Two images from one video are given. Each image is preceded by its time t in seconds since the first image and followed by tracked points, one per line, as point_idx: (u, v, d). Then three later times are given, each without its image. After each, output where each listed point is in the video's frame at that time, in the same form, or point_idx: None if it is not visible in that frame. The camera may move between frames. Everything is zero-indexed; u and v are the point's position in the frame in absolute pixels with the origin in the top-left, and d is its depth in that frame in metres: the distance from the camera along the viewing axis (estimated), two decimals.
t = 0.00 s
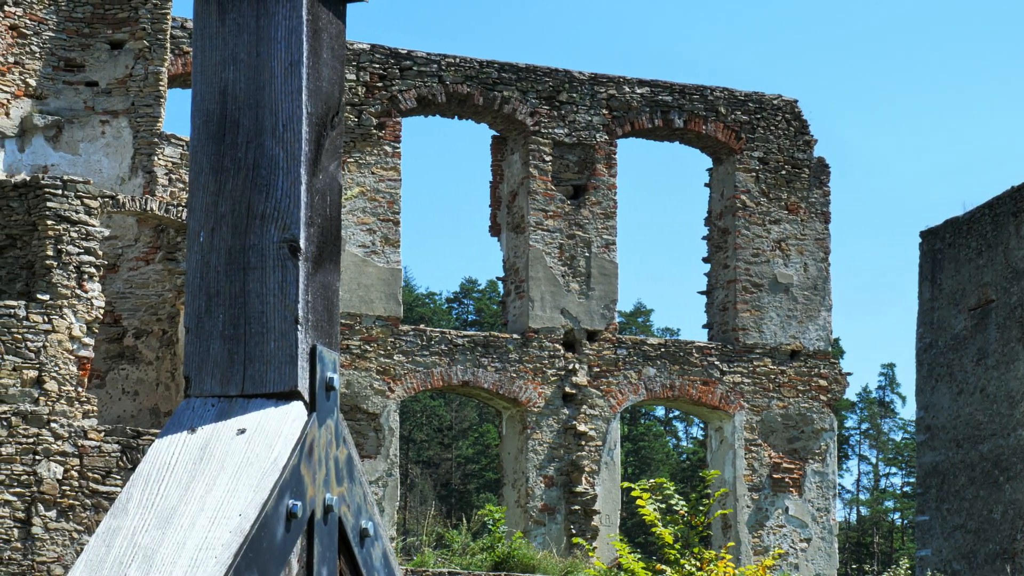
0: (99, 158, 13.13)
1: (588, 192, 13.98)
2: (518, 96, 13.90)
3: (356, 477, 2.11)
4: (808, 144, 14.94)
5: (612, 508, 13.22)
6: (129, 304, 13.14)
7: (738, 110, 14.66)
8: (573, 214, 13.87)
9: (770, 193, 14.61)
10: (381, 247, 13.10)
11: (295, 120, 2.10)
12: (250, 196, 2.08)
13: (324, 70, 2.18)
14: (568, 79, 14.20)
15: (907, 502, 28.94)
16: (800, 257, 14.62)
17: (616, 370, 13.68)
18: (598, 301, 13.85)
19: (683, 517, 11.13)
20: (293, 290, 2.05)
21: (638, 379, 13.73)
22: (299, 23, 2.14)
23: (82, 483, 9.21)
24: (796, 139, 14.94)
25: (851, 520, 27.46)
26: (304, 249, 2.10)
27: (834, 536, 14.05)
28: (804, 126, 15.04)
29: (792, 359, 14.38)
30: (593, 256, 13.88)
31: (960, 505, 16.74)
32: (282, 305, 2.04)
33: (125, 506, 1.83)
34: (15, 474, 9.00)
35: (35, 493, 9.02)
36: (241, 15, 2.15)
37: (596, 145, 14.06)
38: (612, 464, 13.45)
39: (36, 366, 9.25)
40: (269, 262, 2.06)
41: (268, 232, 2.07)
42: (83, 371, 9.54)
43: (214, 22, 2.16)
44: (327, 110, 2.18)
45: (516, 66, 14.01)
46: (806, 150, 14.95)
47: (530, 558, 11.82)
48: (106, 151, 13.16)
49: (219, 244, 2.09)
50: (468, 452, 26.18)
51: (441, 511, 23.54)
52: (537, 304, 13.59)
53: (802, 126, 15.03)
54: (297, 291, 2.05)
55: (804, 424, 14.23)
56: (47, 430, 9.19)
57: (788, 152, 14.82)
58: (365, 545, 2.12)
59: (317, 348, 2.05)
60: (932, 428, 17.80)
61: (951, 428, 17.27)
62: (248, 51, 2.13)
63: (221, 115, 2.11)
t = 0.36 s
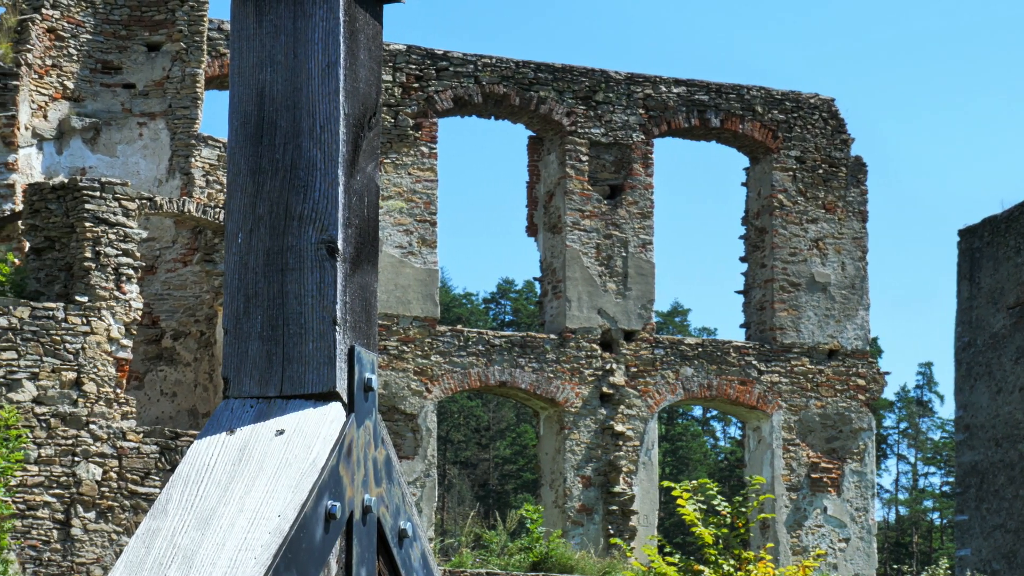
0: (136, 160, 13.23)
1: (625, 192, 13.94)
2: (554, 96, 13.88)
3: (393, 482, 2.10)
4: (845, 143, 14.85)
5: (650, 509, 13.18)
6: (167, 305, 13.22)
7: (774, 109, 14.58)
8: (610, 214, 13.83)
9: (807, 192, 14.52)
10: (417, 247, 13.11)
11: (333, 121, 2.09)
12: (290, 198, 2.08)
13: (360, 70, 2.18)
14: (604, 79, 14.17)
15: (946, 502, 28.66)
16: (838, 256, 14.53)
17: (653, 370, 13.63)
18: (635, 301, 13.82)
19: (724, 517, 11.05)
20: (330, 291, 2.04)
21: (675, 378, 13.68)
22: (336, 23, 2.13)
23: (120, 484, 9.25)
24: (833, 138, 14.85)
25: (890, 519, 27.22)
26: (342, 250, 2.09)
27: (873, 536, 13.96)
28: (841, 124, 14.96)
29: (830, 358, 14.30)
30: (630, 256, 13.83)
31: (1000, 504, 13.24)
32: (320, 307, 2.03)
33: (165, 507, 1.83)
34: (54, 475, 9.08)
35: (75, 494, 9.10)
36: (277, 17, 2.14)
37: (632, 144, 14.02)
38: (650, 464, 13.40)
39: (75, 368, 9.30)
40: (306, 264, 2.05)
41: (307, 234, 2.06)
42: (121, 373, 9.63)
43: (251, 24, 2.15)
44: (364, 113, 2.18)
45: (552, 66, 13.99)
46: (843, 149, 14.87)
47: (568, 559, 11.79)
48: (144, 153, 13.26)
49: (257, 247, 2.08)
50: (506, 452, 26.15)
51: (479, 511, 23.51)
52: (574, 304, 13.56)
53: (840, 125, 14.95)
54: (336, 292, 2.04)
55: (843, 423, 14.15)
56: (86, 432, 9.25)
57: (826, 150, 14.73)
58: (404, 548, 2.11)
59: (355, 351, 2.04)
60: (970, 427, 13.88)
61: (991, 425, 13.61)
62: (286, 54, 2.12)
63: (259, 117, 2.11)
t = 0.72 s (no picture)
0: (161, 161, 13.28)
1: (649, 192, 13.91)
2: (578, 96, 13.86)
3: (418, 482, 2.09)
4: (870, 142, 14.79)
5: (674, 509, 13.15)
6: (191, 306, 13.27)
7: (799, 108, 14.53)
8: (634, 214, 13.80)
9: (832, 192, 14.45)
10: (441, 248, 13.11)
11: (357, 121, 2.09)
12: (314, 199, 2.07)
13: (384, 71, 2.17)
14: (628, 79, 14.14)
15: (972, 502, 28.47)
16: (862, 255, 14.47)
17: (677, 370, 13.60)
18: (660, 301, 13.78)
19: (750, 517, 11.01)
20: (353, 292, 2.03)
21: (700, 379, 13.64)
22: (360, 24, 2.13)
23: (145, 485, 9.28)
24: (858, 137, 14.79)
25: (915, 519, 27.05)
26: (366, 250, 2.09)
27: (899, 536, 13.89)
28: (865, 124, 14.89)
29: (855, 358, 14.24)
30: (654, 256, 13.81)
31: None
32: (345, 307, 2.03)
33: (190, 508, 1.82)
34: (80, 477, 9.12)
35: (100, 495, 9.14)
36: (302, 18, 2.14)
37: (656, 144, 13.99)
38: (675, 464, 13.36)
39: (100, 369, 9.34)
40: (331, 265, 2.05)
41: (331, 234, 2.06)
42: (145, 374, 9.67)
43: (275, 25, 2.15)
44: (388, 114, 2.17)
45: (575, 67, 13.97)
46: (868, 149, 14.81)
47: (593, 559, 11.77)
48: (168, 155, 13.31)
49: (282, 247, 2.08)
50: (530, 453, 26.16)
51: (503, 511, 23.53)
52: (598, 305, 13.53)
53: (864, 124, 14.88)
54: (360, 292, 2.03)
55: (868, 423, 14.08)
56: (111, 433, 9.29)
57: (850, 150, 14.66)
58: (429, 548, 2.11)
59: (381, 352, 2.04)
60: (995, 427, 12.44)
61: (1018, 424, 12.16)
62: (310, 55, 2.12)
63: (284, 118, 2.10)
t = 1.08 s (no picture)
0: (177, 162, 13.32)
1: (666, 192, 13.89)
2: (594, 97, 13.85)
3: (435, 483, 2.09)
4: (886, 142, 14.75)
5: (691, 508, 13.14)
6: (208, 307, 13.31)
7: (815, 108, 14.49)
8: (650, 214, 13.78)
9: (848, 191, 14.42)
10: (458, 248, 13.12)
11: (374, 122, 2.08)
12: (331, 199, 2.07)
13: (400, 72, 2.17)
14: (644, 79, 14.12)
15: (989, 501, 28.35)
16: (879, 255, 14.42)
17: (694, 370, 13.58)
18: (676, 301, 13.76)
19: (765, 517, 10.98)
20: (370, 293, 2.03)
21: (716, 379, 13.62)
22: (377, 25, 2.12)
23: (163, 486, 9.32)
24: (874, 137, 14.75)
25: (933, 518, 26.94)
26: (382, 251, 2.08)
27: (916, 536, 13.84)
28: (882, 123, 14.86)
29: (872, 357, 14.20)
30: (670, 256, 13.79)
31: None
32: (362, 308, 2.02)
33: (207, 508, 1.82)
34: (97, 478, 9.14)
35: (117, 496, 9.17)
36: (318, 18, 2.14)
37: (672, 144, 13.97)
38: (691, 464, 13.35)
39: (117, 370, 9.36)
40: (348, 266, 2.05)
41: (348, 235, 2.05)
42: (163, 374, 9.70)
43: (292, 25, 2.15)
44: (405, 115, 2.17)
45: (591, 67, 13.95)
46: (884, 148, 14.77)
47: (609, 559, 11.77)
48: (185, 156, 13.35)
49: (299, 248, 2.08)
50: (547, 453, 26.20)
51: (519, 511, 23.57)
52: (614, 305, 13.51)
53: (880, 123, 14.84)
54: (377, 292, 2.03)
55: (884, 422, 14.04)
56: (128, 434, 9.31)
57: (866, 150, 14.62)
58: (447, 548, 2.10)
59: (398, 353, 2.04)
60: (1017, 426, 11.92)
61: None
62: (326, 55, 2.12)
63: (301, 119, 2.10)
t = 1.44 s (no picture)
0: (193, 163, 13.35)
1: (681, 191, 13.87)
2: (609, 97, 13.82)
3: (451, 482, 2.08)
4: (902, 141, 14.70)
5: (707, 508, 13.11)
6: (224, 308, 13.34)
7: (831, 107, 14.45)
8: (665, 214, 13.76)
9: (864, 190, 14.37)
10: (473, 249, 13.12)
11: (389, 123, 2.08)
12: (347, 200, 2.07)
13: (416, 73, 2.17)
14: (659, 79, 14.09)
15: (1006, 501, 28.23)
16: (895, 254, 14.37)
17: (710, 370, 13.55)
18: (692, 301, 13.74)
19: (781, 517, 10.96)
20: (386, 294, 2.02)
21: (732, 379, 13.59)
22: (393, 27, 2.12)
23: (179, 487, 9.34)
24: (890, 136, 14.71)
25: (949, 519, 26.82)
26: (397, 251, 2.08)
27: (933, 536, 13.80)
28: (898, 123, 14.81)
29: (888, 357, 14.15)
30: (686, 256, 13.77)
31: None
32: (377, 309, 2.02)
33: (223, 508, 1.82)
34: (114, 478, 9.16)
35: (133, 497, 9.18)
36: (333, 19, 2.14)
37: (688, 144, 13.94)
38: (707, 464, 13.32)
39: (133, 371, 9.38)
40: (364, 266, 2.04)
41: (364, 236, 2.05)
42: (178, 375, 9.74)
43: (307, 27, 2.15)
44: (421, 116, 2.17)
45: (607, 67, 13.94)
46: (901, 148, 14.72)
47: (625, 560, 11.75)
48: (201, 157, 13.38)
49: (313, 250, 2.07)
50: (563, 453, 26.17)
51: (535, 512, 23.55)
52: (630, 305, 13.48)
53: (897, 123, 14.80)
54: (392, 292, 2.02)
55: (901, 422, 13.99)
56: (145, 435, 9.33)
57: (882, 149, 14.58)
58: (463, 547, 2.10)
59: (413, 353, 2.03)
60: None
61: None
62: (342, 56, 2.12)
63: (317, 120, 2.10)
